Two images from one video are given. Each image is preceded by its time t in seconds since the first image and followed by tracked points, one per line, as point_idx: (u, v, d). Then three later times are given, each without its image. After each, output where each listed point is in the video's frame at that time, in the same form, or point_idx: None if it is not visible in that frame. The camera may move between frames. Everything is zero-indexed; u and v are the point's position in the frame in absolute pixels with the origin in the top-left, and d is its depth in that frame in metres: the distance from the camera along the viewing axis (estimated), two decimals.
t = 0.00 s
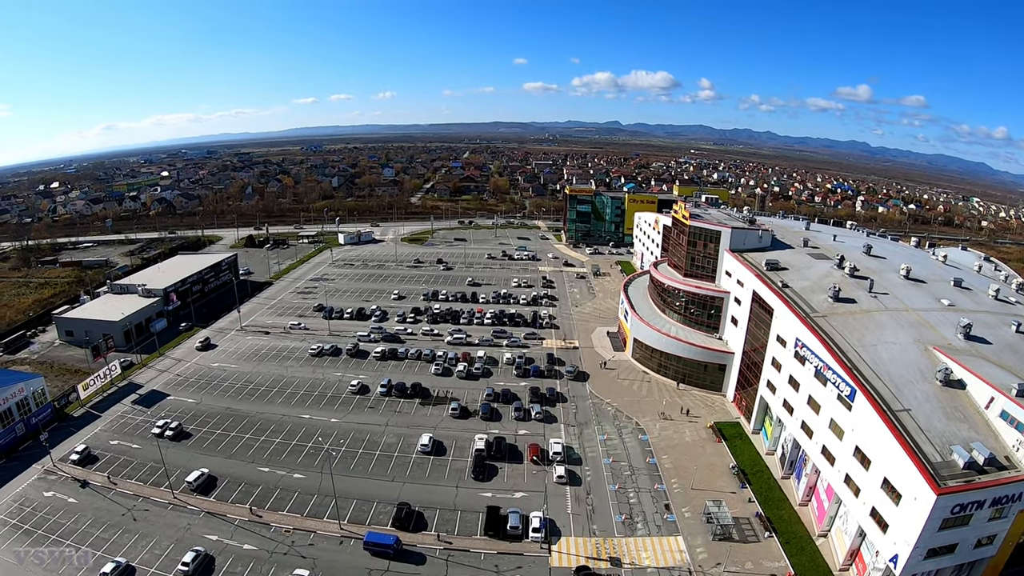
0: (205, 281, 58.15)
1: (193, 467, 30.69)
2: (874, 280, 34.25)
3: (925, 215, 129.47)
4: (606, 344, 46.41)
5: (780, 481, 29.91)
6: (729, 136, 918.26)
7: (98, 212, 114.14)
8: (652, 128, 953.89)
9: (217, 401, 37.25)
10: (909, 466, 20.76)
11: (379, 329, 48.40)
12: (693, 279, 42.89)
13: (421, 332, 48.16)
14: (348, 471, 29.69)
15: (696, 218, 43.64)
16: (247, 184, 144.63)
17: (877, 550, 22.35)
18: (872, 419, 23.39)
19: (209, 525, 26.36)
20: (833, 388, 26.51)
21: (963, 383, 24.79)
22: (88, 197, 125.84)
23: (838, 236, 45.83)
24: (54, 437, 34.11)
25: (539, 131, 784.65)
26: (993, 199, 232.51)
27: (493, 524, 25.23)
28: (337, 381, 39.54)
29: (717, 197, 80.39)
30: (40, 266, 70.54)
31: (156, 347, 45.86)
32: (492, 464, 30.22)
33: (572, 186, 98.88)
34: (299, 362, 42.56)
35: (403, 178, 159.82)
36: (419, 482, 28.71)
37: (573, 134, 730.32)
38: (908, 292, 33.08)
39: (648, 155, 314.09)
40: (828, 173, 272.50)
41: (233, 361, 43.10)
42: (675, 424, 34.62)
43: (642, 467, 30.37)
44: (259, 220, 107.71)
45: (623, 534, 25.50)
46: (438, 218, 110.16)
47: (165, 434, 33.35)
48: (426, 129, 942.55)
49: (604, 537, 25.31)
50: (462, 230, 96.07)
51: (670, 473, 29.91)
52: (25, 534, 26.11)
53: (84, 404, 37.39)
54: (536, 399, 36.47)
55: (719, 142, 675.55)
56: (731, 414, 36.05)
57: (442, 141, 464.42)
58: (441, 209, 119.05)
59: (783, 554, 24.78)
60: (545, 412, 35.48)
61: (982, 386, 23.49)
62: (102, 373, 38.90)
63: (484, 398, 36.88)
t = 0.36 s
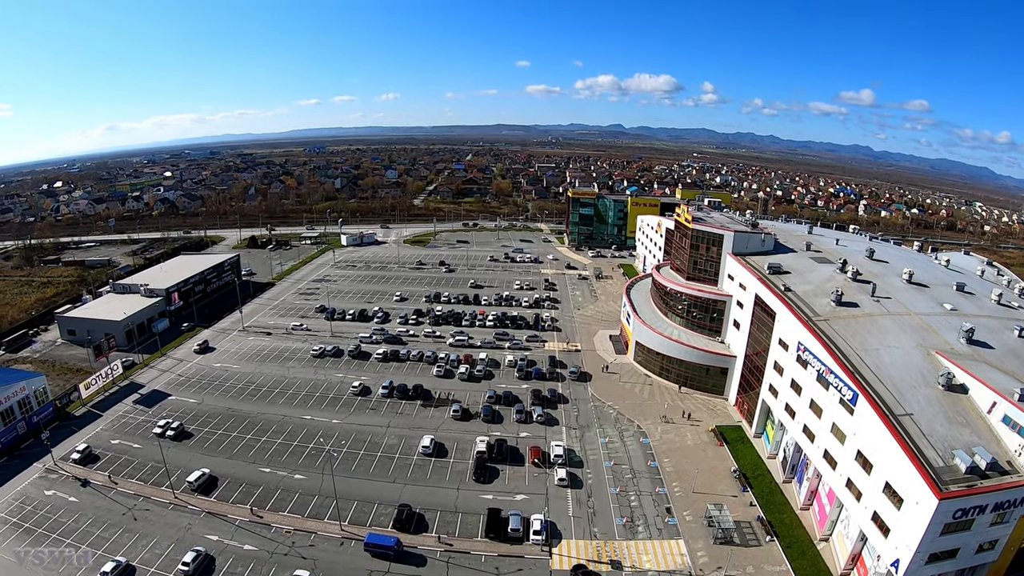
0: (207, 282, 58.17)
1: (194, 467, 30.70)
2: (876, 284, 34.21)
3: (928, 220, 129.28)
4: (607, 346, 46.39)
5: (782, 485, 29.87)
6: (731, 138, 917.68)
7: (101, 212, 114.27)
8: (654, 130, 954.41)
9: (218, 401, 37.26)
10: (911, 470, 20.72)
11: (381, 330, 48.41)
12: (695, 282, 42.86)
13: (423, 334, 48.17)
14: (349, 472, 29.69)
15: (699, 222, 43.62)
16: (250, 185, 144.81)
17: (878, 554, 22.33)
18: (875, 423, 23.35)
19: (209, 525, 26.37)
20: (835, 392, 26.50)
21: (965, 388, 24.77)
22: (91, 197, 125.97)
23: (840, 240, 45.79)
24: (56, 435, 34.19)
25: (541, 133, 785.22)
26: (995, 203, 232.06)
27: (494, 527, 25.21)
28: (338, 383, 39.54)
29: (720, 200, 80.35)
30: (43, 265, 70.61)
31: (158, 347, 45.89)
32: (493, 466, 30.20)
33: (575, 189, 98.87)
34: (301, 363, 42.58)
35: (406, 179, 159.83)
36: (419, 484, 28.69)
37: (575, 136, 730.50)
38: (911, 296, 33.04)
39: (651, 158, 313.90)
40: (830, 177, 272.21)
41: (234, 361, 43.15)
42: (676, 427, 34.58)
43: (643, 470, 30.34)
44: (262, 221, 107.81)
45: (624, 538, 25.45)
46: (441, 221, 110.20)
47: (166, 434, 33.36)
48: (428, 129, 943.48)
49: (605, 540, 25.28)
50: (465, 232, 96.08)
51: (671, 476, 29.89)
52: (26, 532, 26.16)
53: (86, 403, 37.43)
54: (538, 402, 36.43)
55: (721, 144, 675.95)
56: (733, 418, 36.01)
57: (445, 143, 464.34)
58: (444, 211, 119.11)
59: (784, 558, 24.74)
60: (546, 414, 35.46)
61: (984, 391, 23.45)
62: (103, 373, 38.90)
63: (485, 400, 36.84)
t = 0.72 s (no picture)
0: (211, 282, 58.30)
1: (196, 466, 30.73)
2: (881, 291, 34.15)
3: (932, 226, 129.10)
4: (611, 351, 46.35)
5: (785, 491, 29.82)
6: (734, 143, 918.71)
7: (107, 211, 114.64)
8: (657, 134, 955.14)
9: (222, 401, 37.30)
10: (915, 477, 20.67)
11: (385, 332, 48.45)
12: (699, 287, 42.82)
13: (426, 337, 48.18)
14: (351, 474, 29.69)
15: (703, 226, 43.59)
16: (256, 186, 145.24)
17: (881, 561, 22.27)
18: (878, 430, 23.31)
19: (210, 525, 26.39)
20: (839, 399, 26.48)
21: (970, 395, 24.70)
22: (97, 196, 126.39)
23: (845, 246, 45.71)
24: (59, 433, 34.36)
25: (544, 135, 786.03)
26: (999, 210, 231.75)
27: (496, 530, 25.21)
28: (341, 384, 39.56)
29: (725, 206, 80.32)
30: (48, 263, 70.82)
31: (162, 347, 45.98)
32: (496, 469, 30.18)
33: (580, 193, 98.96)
34: (305, 364, 42.62)
35: (411, 182, 160.15)
36: (422, 486, 28.70)
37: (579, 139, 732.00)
38: (915, 303, 32.98)
39: (656, 164, 313.83)
40: (834, 183, 272.03)
41: (238, 362, 43.20)
42: (679, 432, 34.53)
43: (646, 475, 30.29)
44: (267, 222, 108.06)
45: (626, 542, 25.43)
46: (446, 223, 110.40)
47: (168, 434, 33.41)
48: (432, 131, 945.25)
49: (607, 544, 25.25)
50: (470, 235, 96.21)
51: (673, 481, 29.84)
52: (27, 530, 26.24)
53: (89, 401, 37.56)
54: (541, 406, 36.41)
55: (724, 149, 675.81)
56: (736, 423, 35.95)
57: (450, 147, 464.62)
58: (449, 213, 119.29)
59: (786, 565, 24.70)
60: (549, 418, 35.43)
61: (988, 398, 23.39)
62: (107, 372, 39.02)
63: (488, 403, 36.81)
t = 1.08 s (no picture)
0: (218, 285, 58.45)
1: (200, 468, 30.78)
2: (887, 301, 34.05)
3: (939, 236, 128.51)
4: (616, 359, 46.29)
5: (789, 501, 29.70)
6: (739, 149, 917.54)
7: (114, 213, 115.25)
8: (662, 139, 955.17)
9: (226, 404, 37.36)
10: (920, 488, 20.55)
11: (390, 338, 48.49)
12: (705, 296, 42.74)
13: (432, 343, 48.20)
14: (355, 479, 29.68)
15: (710, 235, 43.57)
16: (264, 190, 145.80)
17: (885, 572, 22.14)
18: (883, 440, 23.23)
19: (213, 527, 26.41)
20: (845, 409, 26.43)
21: (976, 406, 24.57)
22: (105, 197, 127.14)
23: (852, 256, 45.60)
24: (62, 432, 34.58)
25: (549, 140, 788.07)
26: (1007, 221, 230.61)
27: (499, 537, 25.19)
28: (346, 389, 39.56)
29: (732, 215, 80.23)
30: (55, 264, 71.22)
31: (167, 348, 46.14)
32: (500, 476, 30.16)
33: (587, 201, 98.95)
34: (310, 368, 42.64)
35: (418, 188, 160.44)
36: (425, 492, 28.69)
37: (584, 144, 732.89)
38: (921, 313, 32.89)
39: (662, 172, 313.77)
40: (841, 194, 271.50)
41: (243, 365, 43.30)
42: (684, 441, 34.43)
43: (650, 483, 30.21)
44: (274, 226, 108.43)
45: (629, 551, 25.33)
46: (453, 230, 110.55)
47: (173, 435, 33.48)
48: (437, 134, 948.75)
49: (610, 553, 25.17)
50: (476, 242, 96.23)
51: (677, 490, 29.75)
52: (30, 529, 26.36)
53: (93, 401, 37.82)
54: (545, 413, 36.37)
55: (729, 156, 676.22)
56: (741, 433, 35.85)
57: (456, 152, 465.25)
58: (456, 220, 119.47)
59: None
60: (554, 425, 35.37)
61: (994, 409, 23.29)
62: (112, 372, 39.26)
63: (493, 410, 36.81)
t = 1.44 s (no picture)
0: (228, 292, 58.72)
1: (206, 475, 30.84)
2: (897, 315, 33.86)
3: (951, 250, 127.62)
4: (625, 372, 46.13)
5: (798, 517, 29.46)
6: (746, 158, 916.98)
7: (125, 219, 116.33)
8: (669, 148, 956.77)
9: (234, 412, 37.45)
10: (930, 503, 20.37)
11: (399, 348, 48.52)
12: (715, 310, 42.59)
13: (440, 354, 48.19)
14: (362, 489, 29.66)
15: (720, 249, 43.48)
16: (275, 200, 146.84)
17: None
18: (893, 455, 23.04)
19: (218, 534, 26.43)
20: (855, 424, 26.29)
21: (987, 421, 24.35)
22: (117, 204, 128.37)
23: (862, 270, 45.40)
24: (70, 436, 35.00)
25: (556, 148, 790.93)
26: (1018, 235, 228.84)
27: (505, 549, 25.08)
28: (354, 399, 39.58)
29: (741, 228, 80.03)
30: (66, 268, 71.87)
31: (176, 355, 46.38)
32: (507, 488, 30.08)
33: (597, 214, 98.93)
34: (318, 378, 42.68)
35: (429, 200, 160.96)
36: (431, 503, 28.64)
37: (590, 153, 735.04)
38: (931, 327, 32.68)
39: (671, 185, 313.65)
40: (850, 207, 270.56)
41: (252, 373, 43.38)
42: (693, 455, 34.22)
43: (657, 497, 30.05)
44: (284, 235, 109.01)
45: (636, 564, 25.16)
46: (463, 241, 110.82)
47: (180, 442, 33.58)
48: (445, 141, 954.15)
49: (617, 566, 25.00)
50: (486, 254, 96.38)
51: (686, 505, 29.55)
52: (36, 531, 26.51)
53: (101, 406, 38.36)
54: (554, 425, 36.24)
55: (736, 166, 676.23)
56: (750, 447, 35.61)
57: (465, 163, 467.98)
58: (466, 231, 119.72)
59: None
60: (562, 438, 35.24)
61: (1005, 424, 23.06)
62: (121, 378, 39.74)
63: (501, 422, 36.72)
